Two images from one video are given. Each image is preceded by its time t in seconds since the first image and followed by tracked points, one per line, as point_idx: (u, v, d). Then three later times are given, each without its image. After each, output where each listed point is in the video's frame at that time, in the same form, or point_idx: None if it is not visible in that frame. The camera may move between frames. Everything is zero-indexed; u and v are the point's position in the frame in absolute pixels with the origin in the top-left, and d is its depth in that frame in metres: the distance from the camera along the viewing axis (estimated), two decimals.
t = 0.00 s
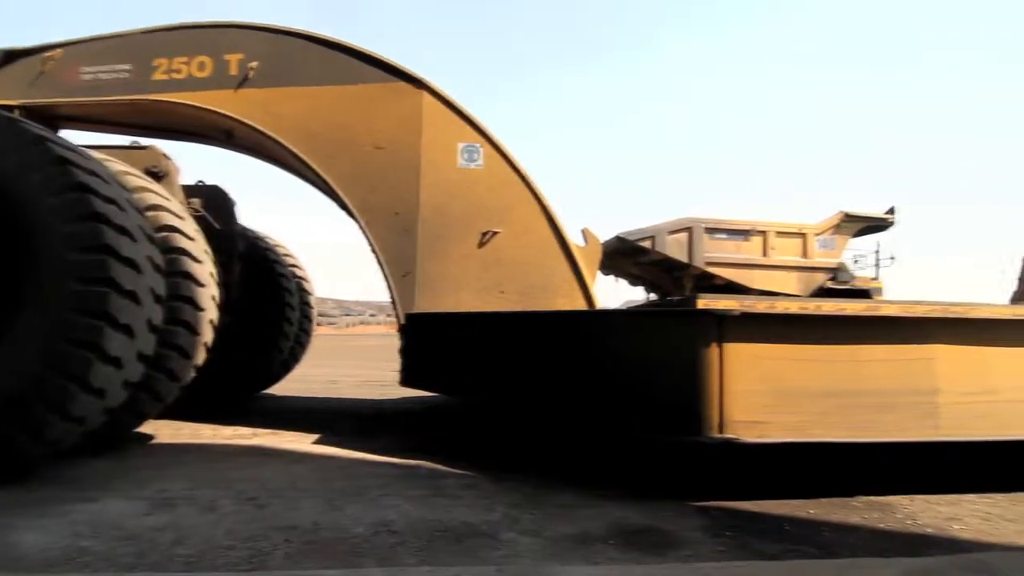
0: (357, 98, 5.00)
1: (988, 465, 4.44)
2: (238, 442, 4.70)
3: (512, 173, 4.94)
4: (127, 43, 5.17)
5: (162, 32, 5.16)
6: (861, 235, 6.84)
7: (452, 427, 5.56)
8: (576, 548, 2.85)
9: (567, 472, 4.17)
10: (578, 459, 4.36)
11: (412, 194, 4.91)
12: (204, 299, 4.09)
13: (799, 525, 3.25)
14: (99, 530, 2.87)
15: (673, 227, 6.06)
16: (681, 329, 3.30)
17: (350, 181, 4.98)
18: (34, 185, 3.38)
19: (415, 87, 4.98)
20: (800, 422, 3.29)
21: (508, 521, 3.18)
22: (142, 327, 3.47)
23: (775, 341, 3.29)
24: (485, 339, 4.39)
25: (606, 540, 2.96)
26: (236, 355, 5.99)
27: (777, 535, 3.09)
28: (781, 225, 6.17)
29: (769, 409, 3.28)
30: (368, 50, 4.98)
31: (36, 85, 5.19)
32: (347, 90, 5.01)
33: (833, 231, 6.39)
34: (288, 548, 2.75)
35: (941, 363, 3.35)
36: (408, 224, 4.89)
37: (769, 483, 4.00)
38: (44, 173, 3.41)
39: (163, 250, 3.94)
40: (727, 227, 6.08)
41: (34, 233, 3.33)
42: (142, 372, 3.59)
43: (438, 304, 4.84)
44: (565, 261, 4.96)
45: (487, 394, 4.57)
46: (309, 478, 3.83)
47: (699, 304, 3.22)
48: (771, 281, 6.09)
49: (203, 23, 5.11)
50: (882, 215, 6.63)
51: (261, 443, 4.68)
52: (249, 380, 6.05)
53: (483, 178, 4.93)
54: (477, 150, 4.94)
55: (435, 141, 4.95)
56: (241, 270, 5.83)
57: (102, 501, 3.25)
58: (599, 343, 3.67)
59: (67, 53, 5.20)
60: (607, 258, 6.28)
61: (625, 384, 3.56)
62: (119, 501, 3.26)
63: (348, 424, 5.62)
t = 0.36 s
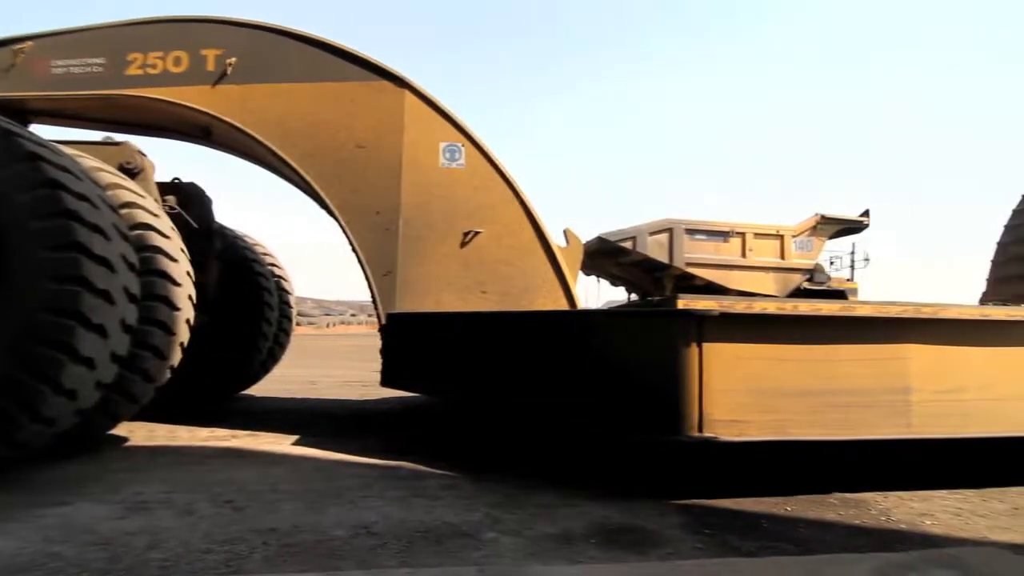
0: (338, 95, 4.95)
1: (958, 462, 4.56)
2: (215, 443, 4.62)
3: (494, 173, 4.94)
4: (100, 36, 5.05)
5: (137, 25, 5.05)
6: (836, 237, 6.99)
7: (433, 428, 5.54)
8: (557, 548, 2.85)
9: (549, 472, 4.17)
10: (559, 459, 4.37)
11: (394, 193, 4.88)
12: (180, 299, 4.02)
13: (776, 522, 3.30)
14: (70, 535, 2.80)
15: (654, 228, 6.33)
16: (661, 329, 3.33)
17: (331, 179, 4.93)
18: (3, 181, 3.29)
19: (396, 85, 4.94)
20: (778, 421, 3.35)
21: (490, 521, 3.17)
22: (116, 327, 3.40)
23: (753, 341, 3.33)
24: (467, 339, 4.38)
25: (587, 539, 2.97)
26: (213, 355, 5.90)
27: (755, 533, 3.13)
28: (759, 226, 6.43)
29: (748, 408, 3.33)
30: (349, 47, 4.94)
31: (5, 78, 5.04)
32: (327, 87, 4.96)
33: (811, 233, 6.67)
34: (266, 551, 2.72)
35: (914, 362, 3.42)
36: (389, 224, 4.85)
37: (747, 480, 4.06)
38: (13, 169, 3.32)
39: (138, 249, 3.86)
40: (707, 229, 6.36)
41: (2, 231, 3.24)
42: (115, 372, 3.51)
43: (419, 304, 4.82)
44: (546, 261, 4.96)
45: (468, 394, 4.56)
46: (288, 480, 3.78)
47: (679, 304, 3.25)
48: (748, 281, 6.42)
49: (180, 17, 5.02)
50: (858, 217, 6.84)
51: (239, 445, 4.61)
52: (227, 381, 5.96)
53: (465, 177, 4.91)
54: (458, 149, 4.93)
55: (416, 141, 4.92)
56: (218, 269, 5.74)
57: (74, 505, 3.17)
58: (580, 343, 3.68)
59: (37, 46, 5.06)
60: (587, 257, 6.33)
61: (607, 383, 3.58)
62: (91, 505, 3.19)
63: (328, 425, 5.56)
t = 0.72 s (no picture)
0: (324, 93, 4.92)
1: (937, 459, 4.64)
2: (198, 445, 4.57)
3: (482, 173, 4.93)
4: (81, 31, 4.97)
5: (119, 20, 4.97)
6: (819, 238, 7.08)
7: (419, 428, 5.52)
8: (543, 547, 2.86)
9: (535, 471, 4.18)
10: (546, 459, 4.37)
11: (380, 193, 4.85)
12: (162, 298, 3.96)
13: (759, 520, 3.34)
14: (49, 538, 2.75)
15: (641, 228, 6.54)
16: (646, 329, 3.34)
17: (316, 178, 4.89)
18: None
19: (383, 84, 4.91)
20: (762, 420, 3.38)
21: (476, 522, 3.17)
22: (96, 327, 3.34)
23: (737, 341, 3.36)
24: (453, 340, 4.37)
25: (573, 539, 2.98)
26: (197, 355, 5.83)
27: (739, 531, 3.17)
28: (745, 228, 6.64)
29: (732, 407, 3.36)
30: (336, 45, 4.90)
31: None
32: (313, 85, 4.92)
33: (794, 234, 6.86)
34: (251, 553, 2.69)
35: (894, 361, 3.47)
36: (375, 223, 4.83)
37: (732, 479, 4.10)
38: None
39: (118, 247, 3.80)
40: (694, 230, 6.57)
41: None
42: (96, 373, 3.45)
43: (406, 304, 4.81)
44: (534, 261, 4.97)
45: (454, 394, 4.55)
46: (273, 482, 3.75)
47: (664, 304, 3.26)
48: (732, 281, 6.64)
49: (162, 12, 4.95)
50: (841, 219, 6.99)
51: (222, 446, 4.56)
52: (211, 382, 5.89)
53: (452, 177, 4.90)
54: (446, 149, 4.92)
55: (403, 140, 4.90)
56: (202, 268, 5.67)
57: (53, 508, 3.12)
58: (567, 343, 3.69)
59: (15, 40, 4.96)
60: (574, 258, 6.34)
61: (593, 383, 3.59)
62: (70, 508, 3.13)
63: (313, 425, 5.52)
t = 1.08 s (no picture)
0: (305, 90, 4.86)
1: (909, 456, 4.75)
2: (174, 447, 4.49)
3: (465, 172, 4.92)
4: (54, 24, 4.85)
5: (93, 13, 4.86)
6: (796, 240, 7.20)
7: (400, 428, 5.49)
8: (525, 547, 2.86)
9: (517, 471, 4.18)
10: (527, 459, 4.38)
11: (362, 191, 4.82)
12: (137, 297, 3.87)
13: (737, 517, 3.39)
14: (18, 543, 2.68)
15: (623, 229, 6.67)
16: (627, 329, 3.36)
17: (296, 175, 4.83)
18: None
19: (365, 81, 4.88)
20: (740, 418, 3.42)
21: (457, 522, 3.16)
22: (67, 326, 3.26)
23: (716, 341, 3.40)
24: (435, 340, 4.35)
25: (554, 538, 2.99)
26: (173, 356, 5.72)
27: (717, 528, 3.20)
28: (725, 229, 6.76)
29: (711, 406, 3.39)
30: (317, 42, 4.85)
31: None
32: (294, 82, 4.86)
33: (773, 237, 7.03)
34: (228, 556, 2.66)
35: (868, 361, 3.54)
36: (357, 222, 4.80)
37: (711, 477, 4.15)
38: None
39: (91, 245, 3.72)
40: (675, 231, 6.68)
41: None
42: (68, 374, 3.37)
43: (387, 303, 4.78)
44: (516, 261, 4.97)
45: (435, 395, 4.54)
46: (250, 484, 3.69)
47: (646, 305, 3.27)
48: (712, 281, 6.74)
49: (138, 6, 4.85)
50: (818, 221, 7.14)
51: (198, 448, 4.49)
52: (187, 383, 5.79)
53: (435, 176, 4.88)
54: (428, 148, 4.90)
55: (386, 138, 4.87)
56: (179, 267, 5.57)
57: (22, 512, 3.03)
58: (548, 343, 3.69)
59: None
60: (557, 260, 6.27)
61: (574, 383, 3.60)
62: (40, 512, 3.05)
63: (292, 426, 5.46)
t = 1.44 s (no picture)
0: (275, 85, 4.78)
1: (870, 452, 4.90)
2: (137, 449, 4.36)
3: (439, 171, 4.89)
4: (11, 11, 4.68)
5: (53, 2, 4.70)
6: (765, 242, 7.37)
7: (371, 429, 5.43)
8: (497, 546, 2.86)
9: (489, 471, 4.18)
10: (499, 459, 4.38)
11: (334, 189, 4.76)
12: (99, 295, 3.73)
13: (706, 514, 3.45)
14: None
15: (596, 229, 6.78)
16: (599, 329, 3.38)
17: (266, 172, 4.75)
18: None
19: (338, 78, 4.81)
20: (710, 417, 3.48)
21: (429, 522, 3.15)
22: (23, 325, 3.14)
23: (686, 341, 3.45)
24: (407, 340, 4.31)
25: (526, 537, 3.00)
26: (135, 356, 5.55)
27: (687, 525, 3.26)
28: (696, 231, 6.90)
29: (681, 405, 3.44)
30: (289, 36, 4.77)
31: None
32: (264, 76, 4.77)
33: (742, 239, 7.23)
34: (192, 561, 2.59)
35: (831, 360, 3.64)
36: (328, 220, 4.74)
37: (681, 475, 4.21)
38: None
39: (49, 241, 3.59)
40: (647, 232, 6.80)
41: None
42: (23, 374, 3.24)
43: (359, 302, 4.73)
44: (490, 261, 4.96)
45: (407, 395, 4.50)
46: (217, 486, 3.61)
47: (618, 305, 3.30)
48: (684, 282, 6.87)
49: None
50: (785, 223, 7.32)
51: (163, 450, 4.37)
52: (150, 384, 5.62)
53: (408, 174, 4.85)
54: (402, 145, 4.86)
55: (358, 136, 4.81)
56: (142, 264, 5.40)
57: None
58: (521, 343, 3.70)
59: None
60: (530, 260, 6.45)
61: (547, 383, 3.62)
62: None
63: (260, 427, 5.35)
